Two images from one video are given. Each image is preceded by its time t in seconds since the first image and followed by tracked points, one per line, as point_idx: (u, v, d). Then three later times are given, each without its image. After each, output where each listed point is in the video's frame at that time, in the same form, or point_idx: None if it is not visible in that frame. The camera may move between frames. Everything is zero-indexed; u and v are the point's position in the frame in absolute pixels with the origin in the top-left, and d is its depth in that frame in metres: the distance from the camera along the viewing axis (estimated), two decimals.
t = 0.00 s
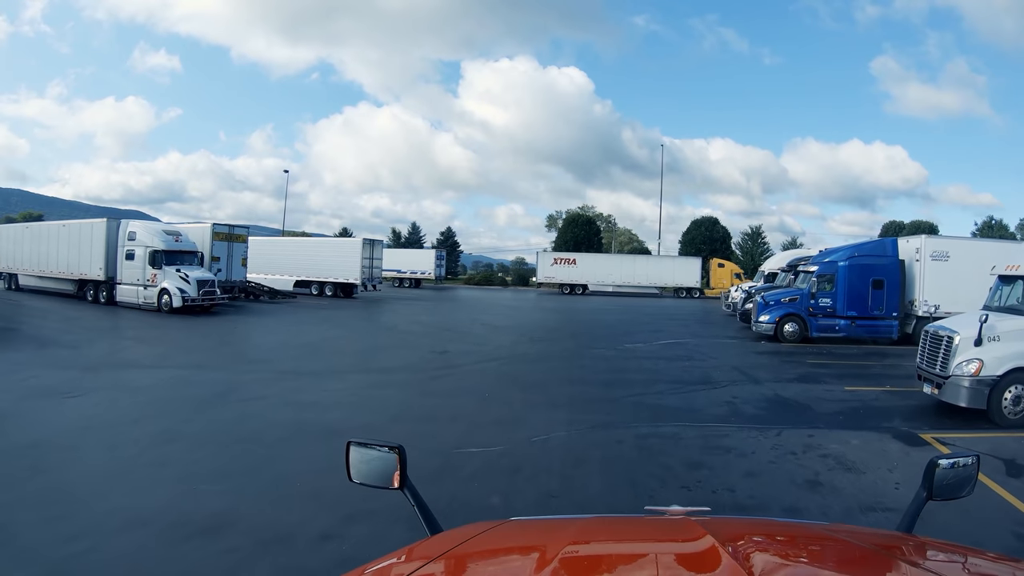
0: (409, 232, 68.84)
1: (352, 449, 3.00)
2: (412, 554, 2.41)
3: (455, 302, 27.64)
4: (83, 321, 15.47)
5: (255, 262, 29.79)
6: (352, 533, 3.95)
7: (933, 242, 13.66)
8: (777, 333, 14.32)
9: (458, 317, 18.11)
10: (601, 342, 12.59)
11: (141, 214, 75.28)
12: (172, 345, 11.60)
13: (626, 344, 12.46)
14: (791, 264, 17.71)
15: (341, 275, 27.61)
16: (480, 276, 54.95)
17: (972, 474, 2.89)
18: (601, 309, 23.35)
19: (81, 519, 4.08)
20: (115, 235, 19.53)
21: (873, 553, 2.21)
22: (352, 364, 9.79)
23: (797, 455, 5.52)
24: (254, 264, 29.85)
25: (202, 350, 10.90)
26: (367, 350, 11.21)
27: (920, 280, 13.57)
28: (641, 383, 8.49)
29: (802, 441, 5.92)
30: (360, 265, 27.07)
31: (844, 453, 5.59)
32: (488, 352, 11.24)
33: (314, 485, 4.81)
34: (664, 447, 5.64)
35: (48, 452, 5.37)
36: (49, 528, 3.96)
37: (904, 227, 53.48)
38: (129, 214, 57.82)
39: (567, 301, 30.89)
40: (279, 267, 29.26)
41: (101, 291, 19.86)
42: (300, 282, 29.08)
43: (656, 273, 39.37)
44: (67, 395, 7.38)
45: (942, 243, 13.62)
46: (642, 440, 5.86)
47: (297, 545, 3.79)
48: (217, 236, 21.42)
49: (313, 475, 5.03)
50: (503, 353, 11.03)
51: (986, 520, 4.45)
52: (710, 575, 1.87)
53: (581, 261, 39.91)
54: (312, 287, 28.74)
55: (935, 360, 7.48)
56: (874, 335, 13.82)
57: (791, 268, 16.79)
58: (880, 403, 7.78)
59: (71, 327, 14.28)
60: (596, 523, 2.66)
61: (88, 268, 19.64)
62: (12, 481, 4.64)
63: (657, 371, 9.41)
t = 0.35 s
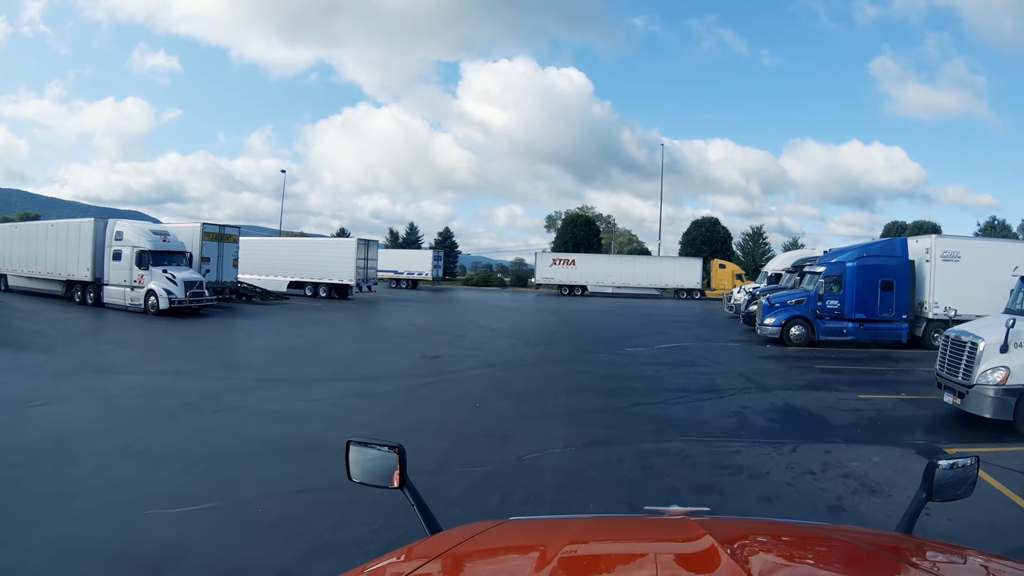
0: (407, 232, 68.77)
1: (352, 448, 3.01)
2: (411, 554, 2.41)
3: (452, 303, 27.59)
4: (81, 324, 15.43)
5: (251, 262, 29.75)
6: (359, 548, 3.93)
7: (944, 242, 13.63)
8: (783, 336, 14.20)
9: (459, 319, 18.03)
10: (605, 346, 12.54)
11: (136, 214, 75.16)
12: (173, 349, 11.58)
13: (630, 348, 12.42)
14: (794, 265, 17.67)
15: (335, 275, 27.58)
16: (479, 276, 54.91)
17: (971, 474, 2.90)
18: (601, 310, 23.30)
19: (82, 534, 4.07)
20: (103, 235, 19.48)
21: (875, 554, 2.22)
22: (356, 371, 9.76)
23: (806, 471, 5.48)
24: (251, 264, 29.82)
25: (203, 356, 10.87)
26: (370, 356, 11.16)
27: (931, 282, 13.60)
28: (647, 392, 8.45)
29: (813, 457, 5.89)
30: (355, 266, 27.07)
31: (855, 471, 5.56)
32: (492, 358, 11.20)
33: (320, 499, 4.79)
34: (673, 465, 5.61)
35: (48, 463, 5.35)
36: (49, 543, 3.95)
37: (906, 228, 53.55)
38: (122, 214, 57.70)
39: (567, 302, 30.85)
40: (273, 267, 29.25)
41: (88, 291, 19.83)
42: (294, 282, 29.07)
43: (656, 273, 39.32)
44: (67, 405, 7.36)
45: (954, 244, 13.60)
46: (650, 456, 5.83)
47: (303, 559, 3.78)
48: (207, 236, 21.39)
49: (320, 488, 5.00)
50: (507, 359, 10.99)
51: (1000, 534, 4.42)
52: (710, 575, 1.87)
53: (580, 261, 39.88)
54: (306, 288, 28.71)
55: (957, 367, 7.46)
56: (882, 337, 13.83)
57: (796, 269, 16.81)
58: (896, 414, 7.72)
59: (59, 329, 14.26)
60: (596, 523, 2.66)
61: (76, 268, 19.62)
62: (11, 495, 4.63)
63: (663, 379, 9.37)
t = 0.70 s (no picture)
0: (405, 233, 68.72)
1: (352, 449, 3.01)
2: (411, 554, 2.41)
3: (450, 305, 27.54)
4: (77, 326, 15.39)
5: (248, 263, 29.69)
6: (363, 559, 3.90)
7: (955, 242, 13.57)
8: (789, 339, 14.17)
9: (460, 322, 17.97)
10: (611, 351, 12.47)
11: (131, 215, 75.26)
12: (173, 354, 11.54)
13: (636, 353, 12.34)
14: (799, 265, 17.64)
15: (328, 275, 27.52)
16: (477, 277, 54.86)
17: (969, 474, 2.90)
18: (602, 312, 23.26)
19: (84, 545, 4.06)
20: (89, 235, 19.45)
21: (876, 553, 2.22)
22: (360, 379, 9.70)
23: (814, 483, 5.44)
24: (247, 265, 29.75)
25: (205, 362, 10.83)
26: (375, 362, 11.08)
27: (942, 283, 13.60)
28: (657, 403, 8.37)
29: (828, 469, 5.83)
30: (349, 266, 26.98)
31: (866, 482, 5.51)
32: (498, 364, 11.13)
33: (324, 509, 4.75)
34: (681, 477, 5.56)
35: (48, 474, 5.33)
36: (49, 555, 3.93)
37: (907, 228, 53.61)
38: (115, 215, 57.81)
39: (567, 304, 30.79)
40: (266, 268, 29.22)
41: (74, 293, 19.81)
42: (287, 283, 29.01)
43: (656, 273, 39.30)
44: (68, 413, 7.34)
45: (965, 244, 13.58)
46: (659, 468, 5.78)
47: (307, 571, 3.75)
48: (197, 236, 21.37)
49: (325, 498, 4.97)
50: (514, 365, 10.90)
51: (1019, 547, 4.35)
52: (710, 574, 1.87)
53: (580, 262, 39.91)
54: (300, 289, 28.67)
55: (982, 377, 7.19)
56: (892, 340, 13.83)
57: (801, 271, 16.83)
58: (915, 424, 7.59)
59: (47, 331, 14.23)
60: (596, 523, 2.66)
61: (63, 269, 19.60)
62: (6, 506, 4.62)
63: (672, 387, 9.30)
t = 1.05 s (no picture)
0: (403, 233, 68.67)
1: (352, 449, 3.00)
2: (412, 554, 2.41)
3: (449, 306, 27.50)
4: (75, 328, 15.36)
5: (246, 264, 29.66)
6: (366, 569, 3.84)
7: (968, 242, 13.58)
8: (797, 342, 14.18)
9: (462, 324, 17.91)
10: (617, 357, 12.38)
11: (126, 213, 75.32)
12: (175, 358, 11.52)
13: (643, 359, 12.25)
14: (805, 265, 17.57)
15: (322, 275, 27.50)
16: (476, 277, 54.81)
17: (971, 474, 2.90)
18: (604, 314, 23.22)
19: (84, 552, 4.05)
20: (76, 235, 19.42)
21: (877, 553, 2.22)
22: (365, 386, 9.64)
23: (823, 494, 5.39)
24: (245, 266, 29.71)
25: (208, 367, 10.79)
26: (380, 368, 11.00)
27: (954, 284, 13.61)
28: (667, 413, 8.29)
29: (840, 482, 5.76)
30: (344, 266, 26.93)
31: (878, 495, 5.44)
32: (504, 370, 11.03)
33: (327, 516, 4.72)
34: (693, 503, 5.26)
35: (46, 480, 5.32)
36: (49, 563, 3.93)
37: (909, 230, 53.58)
38: (109, 214, 57.95)
39: (568, 306, 30.72)
40: (260, 268, 29.24)
41: (61, 293, 19.80)
42: (281, 283, 28.96)
43: (656, 274, 39.33)
44: (69, 419, 7.32)
45: (977, 244, 13.59)
46: (667, 480, 5.73)
47: None
48: (186, 235, 21.32)
49: (329, 507, 4.93)
50: (521, 372, 10.82)
51: None
52: (710, 574, 1.86)
53: (579, 263, 39.97)
54: (293, 290, 28.64)
55: (1011, 388, 7.05)
56: (902, 343, 13.83)
57: (808, 271, 16.85)
58: (935, 436, 7.46)
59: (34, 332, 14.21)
60: (597, 523, 2.66)
61: (49, 269, 19.59)
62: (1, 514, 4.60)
63: (680, 396, 9.22)
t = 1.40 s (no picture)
0: (400, 232, 68.63)
1: (352, 449, 3.01)
2: (411, 554, 2.41)
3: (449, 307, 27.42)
4: (72, 330, 15.32)
5: (242, 264, 29.56)
6: None
7: (979, 243, 13.59)
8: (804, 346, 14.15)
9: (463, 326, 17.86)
10: (622, 363, 12.31)
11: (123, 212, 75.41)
12: (176, 362, 11.51)
13: (647, 364, 12.18)
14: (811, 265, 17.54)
15: (316, 277, 27.45)
16: (474, 278, 54.78)
17: (970, 477, 2.91)
18: (605, 316, 23.18)
19: (82, 565, 4.04)
20: (62, 234, 19.37)
21: (876, 554, 2.23)
22: (368, 392, 9.59)
23: (837, 512, 5.21)
24: (241, 266, 29.60)
25: (208, 371, 10.76)
26: (384, 374, 10.92)
27: (966, 285, 13.61)
28: (674, 421, 8.23)
29: (847, 491, 5.73)
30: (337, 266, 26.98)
31: (884, 506, 5.41)
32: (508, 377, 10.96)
33: (328, 526, 4.70)
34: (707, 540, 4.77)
35: (43, 489, 5.30)
36: (50, 572, 3.92)
37: (911, 232, 53.61)
38: (105, 212, 58.17)
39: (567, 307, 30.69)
40: (255, 268, 29.19)
41: (47, 294, 19.77)
42: (274, 283, 28.91)
43: (656, 276, 39.33)
44: (69, 425, 7.32)
45: (988, 245, 13.60)
46: (673, 500, 5.47)
47: None
48: (175, 234, 21.26)
49: (332, 517, 4.88)
50: (526, 378, 10.75)
51: None
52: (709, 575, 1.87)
53: (578, 264, 40.00)
54: (286, 290, 28.59)
55: None
56: (913, 346, 13.81)
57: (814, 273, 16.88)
58: (955, 447, 7.32)
59: (21, 334, 14.17)
60: (597, 523, 2.66)
61: (36, 269, 19.57)
62: None
63: (687, 404, 9.15)
